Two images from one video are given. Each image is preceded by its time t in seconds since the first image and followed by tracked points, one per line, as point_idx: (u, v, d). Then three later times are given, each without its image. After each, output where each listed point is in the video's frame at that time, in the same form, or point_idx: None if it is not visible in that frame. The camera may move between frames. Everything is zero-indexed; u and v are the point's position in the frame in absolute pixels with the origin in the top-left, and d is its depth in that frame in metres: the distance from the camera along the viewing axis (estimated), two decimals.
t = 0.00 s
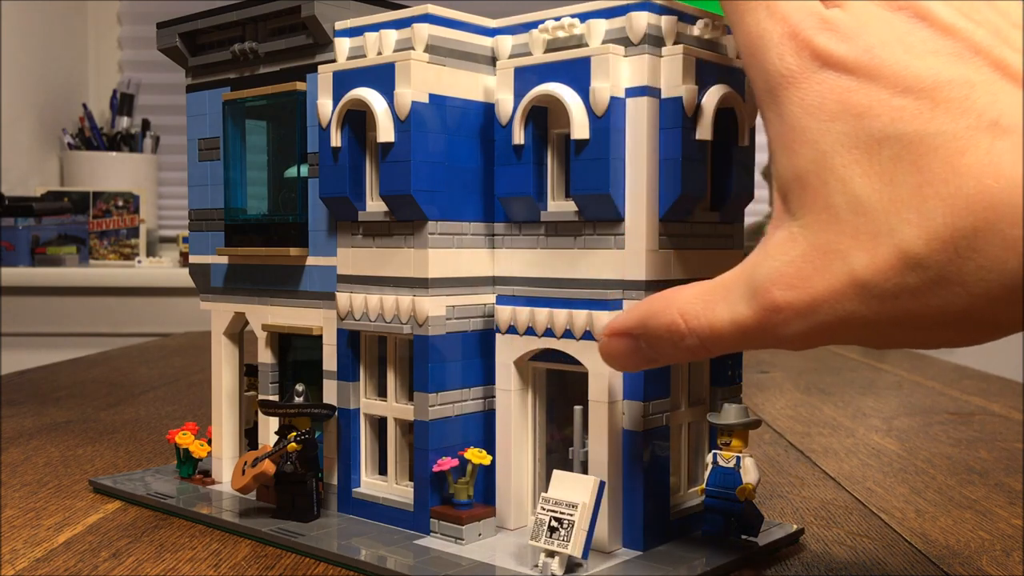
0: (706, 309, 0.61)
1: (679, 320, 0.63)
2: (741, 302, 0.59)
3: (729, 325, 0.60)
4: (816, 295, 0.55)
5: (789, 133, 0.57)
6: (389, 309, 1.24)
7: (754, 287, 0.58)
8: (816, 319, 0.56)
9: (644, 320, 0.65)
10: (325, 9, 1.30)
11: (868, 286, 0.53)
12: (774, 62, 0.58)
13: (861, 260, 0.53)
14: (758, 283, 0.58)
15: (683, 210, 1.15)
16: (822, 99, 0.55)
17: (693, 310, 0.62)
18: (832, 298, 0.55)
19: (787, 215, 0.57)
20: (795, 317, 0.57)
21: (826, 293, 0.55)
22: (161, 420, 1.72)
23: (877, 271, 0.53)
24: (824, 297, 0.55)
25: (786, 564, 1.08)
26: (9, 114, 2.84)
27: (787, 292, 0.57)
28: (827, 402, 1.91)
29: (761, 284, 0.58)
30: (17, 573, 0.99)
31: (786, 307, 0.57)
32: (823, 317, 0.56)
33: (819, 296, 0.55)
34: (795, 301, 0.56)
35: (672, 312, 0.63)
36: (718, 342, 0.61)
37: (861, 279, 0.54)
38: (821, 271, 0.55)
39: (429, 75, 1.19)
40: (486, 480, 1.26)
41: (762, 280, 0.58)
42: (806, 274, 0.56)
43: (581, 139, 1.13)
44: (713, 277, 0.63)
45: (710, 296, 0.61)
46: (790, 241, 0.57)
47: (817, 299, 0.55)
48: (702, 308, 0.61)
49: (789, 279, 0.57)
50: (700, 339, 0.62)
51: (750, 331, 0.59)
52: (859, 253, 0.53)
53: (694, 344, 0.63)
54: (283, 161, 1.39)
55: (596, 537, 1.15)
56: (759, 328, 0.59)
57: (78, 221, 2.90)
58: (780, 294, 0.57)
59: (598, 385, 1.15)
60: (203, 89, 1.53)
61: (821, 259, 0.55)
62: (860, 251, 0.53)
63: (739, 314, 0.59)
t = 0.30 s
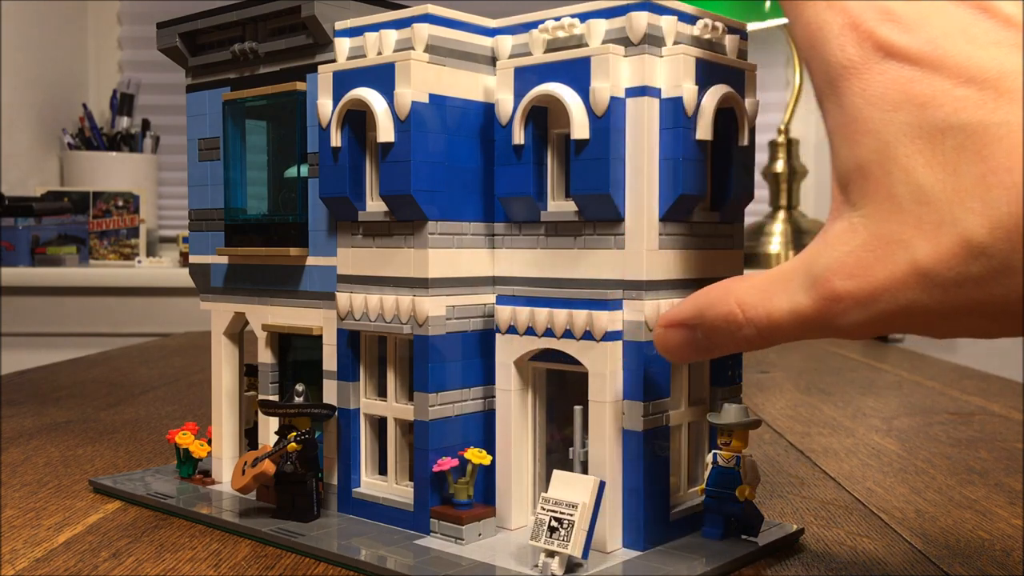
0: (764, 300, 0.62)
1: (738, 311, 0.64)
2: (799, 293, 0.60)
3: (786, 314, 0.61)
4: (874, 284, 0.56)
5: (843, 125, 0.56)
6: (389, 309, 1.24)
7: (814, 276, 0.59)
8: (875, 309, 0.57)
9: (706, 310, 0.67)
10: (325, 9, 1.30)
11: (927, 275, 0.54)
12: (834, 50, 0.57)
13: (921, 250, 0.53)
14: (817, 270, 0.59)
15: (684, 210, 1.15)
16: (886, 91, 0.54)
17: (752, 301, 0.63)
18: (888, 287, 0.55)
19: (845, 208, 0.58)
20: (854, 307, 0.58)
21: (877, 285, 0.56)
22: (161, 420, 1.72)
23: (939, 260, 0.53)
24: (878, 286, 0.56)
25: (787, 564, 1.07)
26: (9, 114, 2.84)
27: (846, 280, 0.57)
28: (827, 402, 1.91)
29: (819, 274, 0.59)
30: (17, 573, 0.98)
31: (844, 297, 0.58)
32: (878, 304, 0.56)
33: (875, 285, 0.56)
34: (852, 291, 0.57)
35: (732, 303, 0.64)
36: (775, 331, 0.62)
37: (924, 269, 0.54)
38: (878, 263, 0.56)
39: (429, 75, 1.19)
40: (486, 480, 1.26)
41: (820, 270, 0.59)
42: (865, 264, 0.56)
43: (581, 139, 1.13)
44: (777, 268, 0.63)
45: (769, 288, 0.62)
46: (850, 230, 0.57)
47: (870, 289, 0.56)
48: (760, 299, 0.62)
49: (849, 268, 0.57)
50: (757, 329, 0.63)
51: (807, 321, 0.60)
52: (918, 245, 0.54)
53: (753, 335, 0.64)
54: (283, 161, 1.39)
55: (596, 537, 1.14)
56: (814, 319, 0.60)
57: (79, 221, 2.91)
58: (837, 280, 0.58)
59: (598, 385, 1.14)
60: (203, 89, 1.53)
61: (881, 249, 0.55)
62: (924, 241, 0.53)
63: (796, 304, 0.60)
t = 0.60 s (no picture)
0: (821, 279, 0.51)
1: (794, 293, 0.52)
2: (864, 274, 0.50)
3: (847, 299, 0.51)
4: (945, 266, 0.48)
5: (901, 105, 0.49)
6: (389, 309, 1.24)
7: (863, 261, 0.51)
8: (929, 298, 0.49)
9: (753, 294, 0.54)
10: (325, 8, 1.30)
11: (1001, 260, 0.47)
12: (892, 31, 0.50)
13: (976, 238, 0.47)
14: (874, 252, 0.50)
15: (684, 210, 1.15)
16: (956, 73, 0.47)
17: (807, 281, 0.52)
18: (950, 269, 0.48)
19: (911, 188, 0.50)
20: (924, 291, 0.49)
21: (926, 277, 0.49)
22: (161, 420, 1.72)
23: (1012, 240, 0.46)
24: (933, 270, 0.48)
25: (787, 564, 1.07)
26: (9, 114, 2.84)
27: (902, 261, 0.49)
28: (827, 402, 1.91)
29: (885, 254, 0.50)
30: (17, 573, 0.98)
31: (915, 278, 0.49)
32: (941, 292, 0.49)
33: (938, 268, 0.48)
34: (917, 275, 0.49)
35: (785, 284, 0.53)
36: (832, 317, 0.52)
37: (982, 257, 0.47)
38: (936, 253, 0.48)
39: (429, 75, 1.19)
40: (486, 480, 1.26)
41: (889, 250, 0.50)
42: (939, 243, 0.48)
43: (581, 139, 1.13)
44: (832, 252, 0.53)
45: (826, 269, 0.52)
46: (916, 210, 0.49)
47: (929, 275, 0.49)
48: (812, 281, 0.52)
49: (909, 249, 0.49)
50: (812, 318, 0.52)
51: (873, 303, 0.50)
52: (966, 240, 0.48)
53: (806, 325, 0.53)
54: (283, 161, 1.39)
55: (596, 537, 1.14)
56: (879, 303, 0.50)
57: (78, 221, 2.91)
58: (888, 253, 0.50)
59: (599, 385, 1.15)
60: (203, 89, 1.53)
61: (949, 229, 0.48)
62: (997, 221, 0.46)
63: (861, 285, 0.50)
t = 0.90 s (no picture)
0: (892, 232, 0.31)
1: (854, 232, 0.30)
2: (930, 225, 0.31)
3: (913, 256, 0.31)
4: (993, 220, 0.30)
5: (962, 58, 0.33)
6: (389, 309, 1.24)
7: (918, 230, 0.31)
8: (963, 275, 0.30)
9: (801, 230, 0.31)
10: (325, 9, 1.30)
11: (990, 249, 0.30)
12: None
13: None
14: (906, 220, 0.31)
15: (683, 210, 1.15)
16: None
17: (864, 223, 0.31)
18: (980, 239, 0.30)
19: (999, 141, 0.32)
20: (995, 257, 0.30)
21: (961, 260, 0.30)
22: (161, 420, 1.72)
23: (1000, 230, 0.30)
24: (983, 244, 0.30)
25: (787, 564, 1.07)
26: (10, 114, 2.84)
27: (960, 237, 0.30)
28: (827, 402, 1.91)
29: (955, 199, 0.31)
30: (17, 573, 0.99)
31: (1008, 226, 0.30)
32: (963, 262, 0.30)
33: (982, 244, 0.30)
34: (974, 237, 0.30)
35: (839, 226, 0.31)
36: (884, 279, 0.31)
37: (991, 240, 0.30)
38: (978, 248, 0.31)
39: (429, 75, 1.20)
40: (486, 480, 1.26)
41: (974, 187, 0.31)
42: None
43: (581, 139, 1.13)
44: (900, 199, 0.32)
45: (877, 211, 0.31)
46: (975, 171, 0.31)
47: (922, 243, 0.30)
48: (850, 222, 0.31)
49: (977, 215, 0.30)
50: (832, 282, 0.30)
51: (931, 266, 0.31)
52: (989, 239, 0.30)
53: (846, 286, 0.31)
54: (283, 161, 1.39)
55: (595, 537, 1.14)
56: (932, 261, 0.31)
57: (78, 221, 2.91)
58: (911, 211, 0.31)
59: (599, 385, 1.15)
60: (203, 89, 1.53)
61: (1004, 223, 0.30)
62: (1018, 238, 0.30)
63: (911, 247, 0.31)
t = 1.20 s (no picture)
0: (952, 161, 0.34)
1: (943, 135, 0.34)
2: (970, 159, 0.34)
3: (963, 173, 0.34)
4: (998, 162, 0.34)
5: None
6: (389, 309, 1.24)
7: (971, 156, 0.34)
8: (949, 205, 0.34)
9: (905, 124, 0.34)
10: (325, 8, 1.30)
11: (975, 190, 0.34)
12: None
13: None
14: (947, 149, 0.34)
15: (683, 210, 1.15)
16: None
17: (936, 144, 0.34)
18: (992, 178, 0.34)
19: None
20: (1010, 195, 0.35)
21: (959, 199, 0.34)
22: (161, 420, 1.72)
23: (960, 173, 0.34)
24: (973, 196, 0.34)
25: (787, 564, 1.07)
26: (10, 114, 2.84)
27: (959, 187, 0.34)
28: (827, 402, 1.91)
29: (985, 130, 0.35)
30: (17, 573, 0.99)
31: None
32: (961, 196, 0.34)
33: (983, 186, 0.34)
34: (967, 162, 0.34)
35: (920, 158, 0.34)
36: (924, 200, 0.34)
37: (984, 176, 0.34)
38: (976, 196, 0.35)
39: (429, 75, 1.20)
40: (486, 480, 1.26)
41: None
42: None
43: (581, 139, 1.13)
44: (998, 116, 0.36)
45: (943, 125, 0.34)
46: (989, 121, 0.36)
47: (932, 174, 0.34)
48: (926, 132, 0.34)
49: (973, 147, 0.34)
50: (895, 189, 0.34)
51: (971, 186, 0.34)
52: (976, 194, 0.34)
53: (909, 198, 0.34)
54: (283, 162, 1.39)
55: (595, 537, 1.14)
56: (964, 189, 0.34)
57: (78, 221, 2.91)
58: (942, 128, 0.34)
59: (599, 385, 1.14)
60: (203, 89, 1.53)
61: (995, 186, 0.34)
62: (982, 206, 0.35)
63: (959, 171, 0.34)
